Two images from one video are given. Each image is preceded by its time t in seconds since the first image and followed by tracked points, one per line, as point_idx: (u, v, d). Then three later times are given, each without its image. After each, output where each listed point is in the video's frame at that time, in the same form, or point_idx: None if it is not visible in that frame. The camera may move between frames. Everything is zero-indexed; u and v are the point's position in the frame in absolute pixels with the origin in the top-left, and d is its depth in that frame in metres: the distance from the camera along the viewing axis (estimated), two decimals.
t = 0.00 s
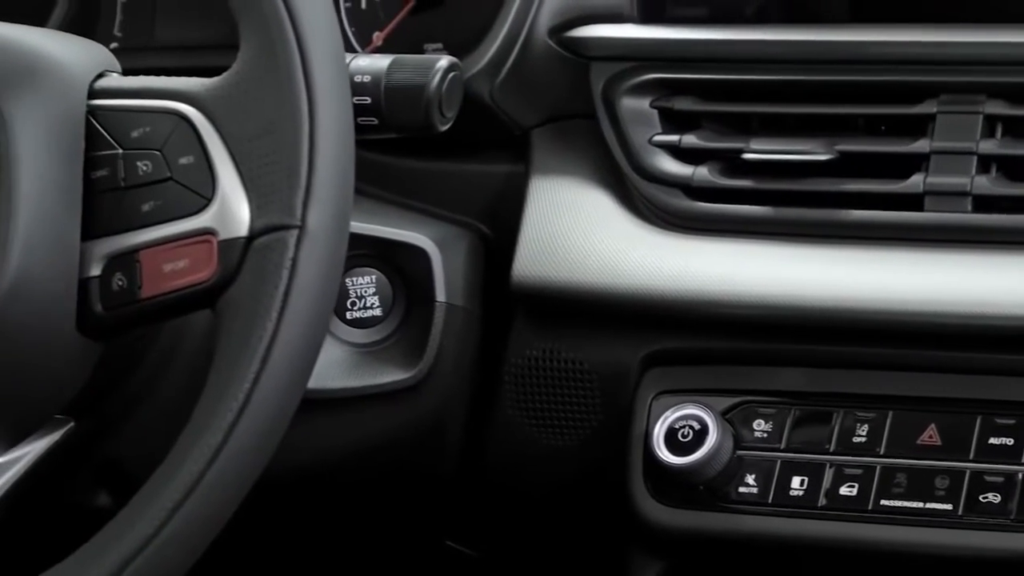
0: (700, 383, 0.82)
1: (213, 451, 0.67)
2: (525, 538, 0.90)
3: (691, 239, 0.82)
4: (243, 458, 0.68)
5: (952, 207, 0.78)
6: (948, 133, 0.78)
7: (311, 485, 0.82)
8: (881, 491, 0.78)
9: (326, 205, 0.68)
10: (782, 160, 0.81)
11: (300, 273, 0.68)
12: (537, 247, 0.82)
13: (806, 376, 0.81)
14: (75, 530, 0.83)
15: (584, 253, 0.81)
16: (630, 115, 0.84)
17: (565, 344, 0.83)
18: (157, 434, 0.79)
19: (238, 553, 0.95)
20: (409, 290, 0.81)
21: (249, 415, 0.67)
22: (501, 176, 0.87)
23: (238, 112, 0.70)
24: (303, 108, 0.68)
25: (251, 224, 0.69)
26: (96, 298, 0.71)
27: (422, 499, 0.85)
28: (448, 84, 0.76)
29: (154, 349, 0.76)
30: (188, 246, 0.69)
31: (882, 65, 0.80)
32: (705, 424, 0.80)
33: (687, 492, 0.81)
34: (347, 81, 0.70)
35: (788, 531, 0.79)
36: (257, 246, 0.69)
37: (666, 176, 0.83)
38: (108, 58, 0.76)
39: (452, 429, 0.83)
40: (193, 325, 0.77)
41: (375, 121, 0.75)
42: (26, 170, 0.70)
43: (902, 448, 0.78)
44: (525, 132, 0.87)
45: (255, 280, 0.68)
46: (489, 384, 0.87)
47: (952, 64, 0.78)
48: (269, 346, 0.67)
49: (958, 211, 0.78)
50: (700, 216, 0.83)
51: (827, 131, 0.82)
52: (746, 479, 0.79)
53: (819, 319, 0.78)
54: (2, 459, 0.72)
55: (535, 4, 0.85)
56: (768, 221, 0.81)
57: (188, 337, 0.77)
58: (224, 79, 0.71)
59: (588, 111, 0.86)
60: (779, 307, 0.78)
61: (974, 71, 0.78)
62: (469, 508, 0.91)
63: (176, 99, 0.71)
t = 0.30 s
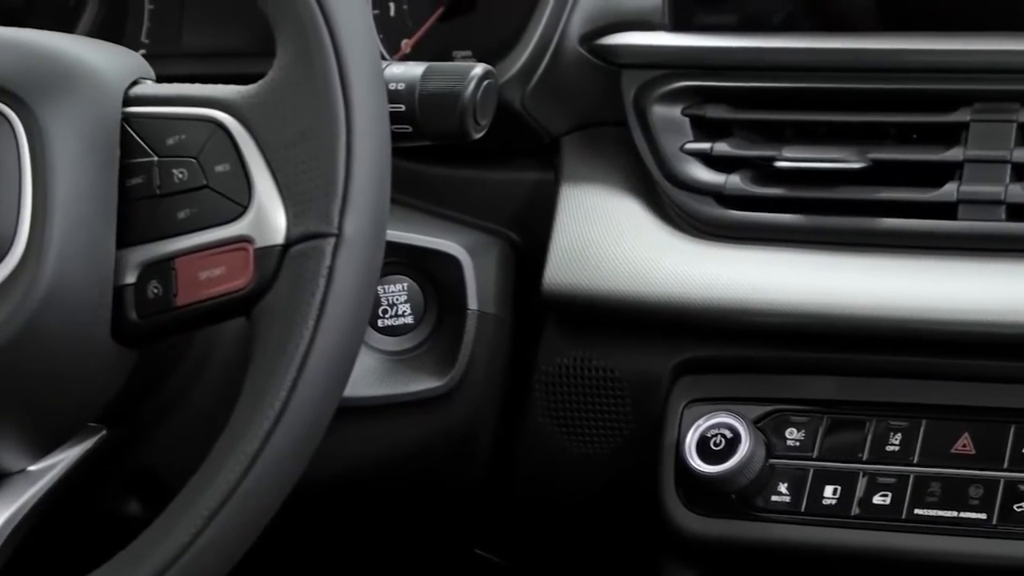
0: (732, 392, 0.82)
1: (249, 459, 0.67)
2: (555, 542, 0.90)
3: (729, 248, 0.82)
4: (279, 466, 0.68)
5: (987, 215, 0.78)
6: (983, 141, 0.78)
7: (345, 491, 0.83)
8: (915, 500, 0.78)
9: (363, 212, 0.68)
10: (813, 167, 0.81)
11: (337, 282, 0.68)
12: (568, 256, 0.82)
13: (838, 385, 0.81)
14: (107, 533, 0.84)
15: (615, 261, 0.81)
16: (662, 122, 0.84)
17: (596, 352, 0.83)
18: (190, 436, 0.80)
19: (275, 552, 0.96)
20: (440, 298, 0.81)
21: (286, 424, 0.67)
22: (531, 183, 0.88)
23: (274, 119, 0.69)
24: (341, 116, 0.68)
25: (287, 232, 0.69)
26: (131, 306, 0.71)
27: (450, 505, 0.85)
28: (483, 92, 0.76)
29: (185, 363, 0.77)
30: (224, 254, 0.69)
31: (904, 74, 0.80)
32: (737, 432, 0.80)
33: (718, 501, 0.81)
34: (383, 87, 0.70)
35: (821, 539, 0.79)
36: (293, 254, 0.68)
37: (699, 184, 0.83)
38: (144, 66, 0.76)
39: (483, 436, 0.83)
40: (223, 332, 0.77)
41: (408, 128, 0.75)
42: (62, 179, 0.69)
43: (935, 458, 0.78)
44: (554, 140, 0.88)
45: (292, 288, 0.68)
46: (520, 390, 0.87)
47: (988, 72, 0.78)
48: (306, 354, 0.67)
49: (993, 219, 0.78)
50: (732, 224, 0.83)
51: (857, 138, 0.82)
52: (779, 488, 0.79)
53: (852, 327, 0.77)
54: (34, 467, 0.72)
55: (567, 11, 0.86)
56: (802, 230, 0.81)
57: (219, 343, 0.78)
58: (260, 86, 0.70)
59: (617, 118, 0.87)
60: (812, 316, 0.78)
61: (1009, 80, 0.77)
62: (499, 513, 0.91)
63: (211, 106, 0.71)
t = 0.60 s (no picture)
0: (763, 400, 0.82)
1: (285, 467, 0.67)
2: (582, 547, 0.90)
3: (755, 254, 0.82)
4: (315, 473, 0.68)
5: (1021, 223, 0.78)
6: (1016, 148, 0.78)
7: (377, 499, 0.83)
8: (949, 509, 0.77)
9: (400, 221, 0.68)
10: (845, 175, 0.81)
11: (373, 290, 0.67)
12: (598, 262, 0.82)
13: (871, 395, 0.80)
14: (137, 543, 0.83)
15: (646, 269, 0.81)
16: (694, 129, 0.84)
17: (626, 360, 0.83)
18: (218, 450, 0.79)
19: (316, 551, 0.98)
20: (472, 305, 0.81)
21: (322, 431, 0.67)
22: (560, 190, 0.89)
23: (310, 127, 0.69)
24: (377, 125, 0.68)
25: (323, 240, 0.69)
26: (166, 313, 0.71)
27: (482, 511, 0.85)
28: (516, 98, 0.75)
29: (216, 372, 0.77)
30: (259, 261, 0.69)
31: (932, 82, 0.80)
32: (770, 440, 0.80)
33: (751, 510, 0.81)
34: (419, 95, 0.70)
35: (855, 549, 0.79)
36: (329, 262, 0.68)
37: (729, 191, 0.83)
38: (179, 72, 0.75)
39: (513, 443, 0.83)
40: (254, 342, 0.76)
41: (443, 135, 0.75)
42: (97, 185, 0.69)
43: (969, 467, 0.77)
44: (585, 147, 0.88)
45: (329, 296, 0.68)
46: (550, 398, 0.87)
47: (1020, 79, 0.78)
48: (342, 363, 0.67)
49: None
50: (764, 231, 0.82)
51: (888, 148, 0.82)
52: (812, 497, 0.79)
53: (886, 335, 0.77)
54: (67, 474, 0.73)
55: (597, 17, 0.87)
56: (833, 239, 0.81)
57: (249, 353, 0.77)
58: (296, 93, 0.70)
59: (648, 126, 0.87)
60: (845, 322, 0.77)
61: None
62: (525, 518, 0.91)
63: (246, 113, 0.71)
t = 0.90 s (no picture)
0: (795, 408, 0.82)
1: (322, 475, 0.67)
2: (618, 551, 0.92)
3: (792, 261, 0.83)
4: (353, 481, 0.68)
5: None
6: None
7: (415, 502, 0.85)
8: (983, 517, 0.78)
9: (436, 228, 0.68)
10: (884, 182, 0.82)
11: (410, 298, 0.67)
12: (628, 272, 0.83)
13: (904, 403, 0.81)
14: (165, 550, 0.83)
15: (678, 277, 0.82)
16: (723, 137, 0.87)
17: (657, 369, 0.84)
18: (250, 457, 0.79)
19: (351, 556, 1.00)
20: (505, 311, 0.85)
21: (358, 440, 0.67)
22: (591, 198, 0.92)
23: (346, 133, 0.69)
24: (415, 132, 0.68)
25: (359, 247, 0.68)
26: (200, 319, 0.71)
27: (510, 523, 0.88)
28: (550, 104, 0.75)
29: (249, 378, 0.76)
30: (294, 268, 0.69)
31: (957, 88, 0.83)
32: (803, 449, 0.80)
33: (783, 518, 0.81)
34: (455, 101, 0.70)
35: (888, 557, 0.79)
36: (365, 269, 0.68)
37: (762, 200, 0.85)
38: (212, 80, 0.75)
39: (545, 452, 0.86)
40: (286, 351, 0.76)
41: (478, 142, 0.75)
42: (132, 192, 0.69)
43: (1002, 476, 0.78)
44: (615, 154, 0.91)
45: (365, 305, 0.68)
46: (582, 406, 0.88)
47: None
48: (379, 370, 0.67)
49: None
50: (797, 239, 0.84)
51: (920, 155, 0.83)
52: (845, 506, 0.80)
53: (920, 347, 0.78)
54: (101, 481, 0.72)
55: (629, 24, 0.91)
56: (867, 245, 0.83)
57: (282, 361, 0.77)
58: (332, 100, 0.70)
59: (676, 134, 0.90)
60: (881, 326, 0.78)
61: None
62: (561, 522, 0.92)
63: (282, 120, 0.71)
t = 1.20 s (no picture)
0: (827, 416, 0.84)
1: (360, 481, 0.67)
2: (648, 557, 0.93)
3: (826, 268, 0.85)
4: (389, 490, 0.67)
5: None
6: None
7: (448, 510, 0.88)
8: (1016, 525, 0.79)
9: (473, 235, 0.68)
10: (916, 191, 0.83)
11: (447, 305, 0.67)
12: (659, 279, 0.84)
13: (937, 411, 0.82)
14: (198, 555, 0.84)
15: (710, 284, 0.83)
16: (754, 143, 0.88)
17: (689, 376, 0.85)
18: (282, 464, 0.80)
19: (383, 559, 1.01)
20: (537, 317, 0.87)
21: (396, 446, 0.67)
22: (622, 205, 0.94)
23: (383, 140, 0.69)
24: (452, 138, 0.68)
25: (396, 254, 0.68)
26: (236, 327, 0.70)
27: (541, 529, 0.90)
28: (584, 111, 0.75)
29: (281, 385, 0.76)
30: (331, 275, 0.69)
31: (985, 96, 0.84)
32: (835, 457, 0.81)
33: (816, 527, 0.83)
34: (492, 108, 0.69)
35: (923, 564, 0.81)
36: (402, 277, 0.68)
37: (795, 206, 0.86)
38: (246, 86, 0.75)
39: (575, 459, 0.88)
40: (317, 359, 0.77)
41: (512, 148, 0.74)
42: (168, 198, 0.69)
43: None
44: (645, 160, 0.93)
45: (402, 312, 0.68)
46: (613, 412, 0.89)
47: None
48: (415, 377, 0.67)
49: None
50: (828, 245, 0.86)
51: (955, 162, 0.84)
52: (877, 514, 0.81)
53: (953, 354, 0.79)
54: (135, 489, 0.73)
55: (661, 29, 0.92)
56: (898, 253, 0.84)
57: (315, 367, 0.77)
58: (368, 106, 0.70)
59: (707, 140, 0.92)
60: (913, 334, 0.79)
61: None
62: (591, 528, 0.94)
63: (319, 127, 0.70)
